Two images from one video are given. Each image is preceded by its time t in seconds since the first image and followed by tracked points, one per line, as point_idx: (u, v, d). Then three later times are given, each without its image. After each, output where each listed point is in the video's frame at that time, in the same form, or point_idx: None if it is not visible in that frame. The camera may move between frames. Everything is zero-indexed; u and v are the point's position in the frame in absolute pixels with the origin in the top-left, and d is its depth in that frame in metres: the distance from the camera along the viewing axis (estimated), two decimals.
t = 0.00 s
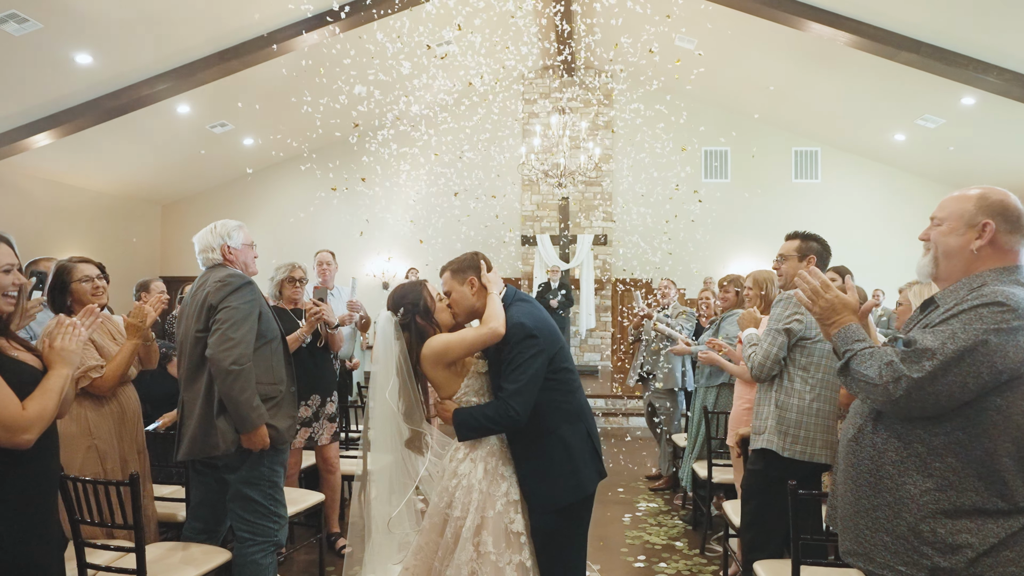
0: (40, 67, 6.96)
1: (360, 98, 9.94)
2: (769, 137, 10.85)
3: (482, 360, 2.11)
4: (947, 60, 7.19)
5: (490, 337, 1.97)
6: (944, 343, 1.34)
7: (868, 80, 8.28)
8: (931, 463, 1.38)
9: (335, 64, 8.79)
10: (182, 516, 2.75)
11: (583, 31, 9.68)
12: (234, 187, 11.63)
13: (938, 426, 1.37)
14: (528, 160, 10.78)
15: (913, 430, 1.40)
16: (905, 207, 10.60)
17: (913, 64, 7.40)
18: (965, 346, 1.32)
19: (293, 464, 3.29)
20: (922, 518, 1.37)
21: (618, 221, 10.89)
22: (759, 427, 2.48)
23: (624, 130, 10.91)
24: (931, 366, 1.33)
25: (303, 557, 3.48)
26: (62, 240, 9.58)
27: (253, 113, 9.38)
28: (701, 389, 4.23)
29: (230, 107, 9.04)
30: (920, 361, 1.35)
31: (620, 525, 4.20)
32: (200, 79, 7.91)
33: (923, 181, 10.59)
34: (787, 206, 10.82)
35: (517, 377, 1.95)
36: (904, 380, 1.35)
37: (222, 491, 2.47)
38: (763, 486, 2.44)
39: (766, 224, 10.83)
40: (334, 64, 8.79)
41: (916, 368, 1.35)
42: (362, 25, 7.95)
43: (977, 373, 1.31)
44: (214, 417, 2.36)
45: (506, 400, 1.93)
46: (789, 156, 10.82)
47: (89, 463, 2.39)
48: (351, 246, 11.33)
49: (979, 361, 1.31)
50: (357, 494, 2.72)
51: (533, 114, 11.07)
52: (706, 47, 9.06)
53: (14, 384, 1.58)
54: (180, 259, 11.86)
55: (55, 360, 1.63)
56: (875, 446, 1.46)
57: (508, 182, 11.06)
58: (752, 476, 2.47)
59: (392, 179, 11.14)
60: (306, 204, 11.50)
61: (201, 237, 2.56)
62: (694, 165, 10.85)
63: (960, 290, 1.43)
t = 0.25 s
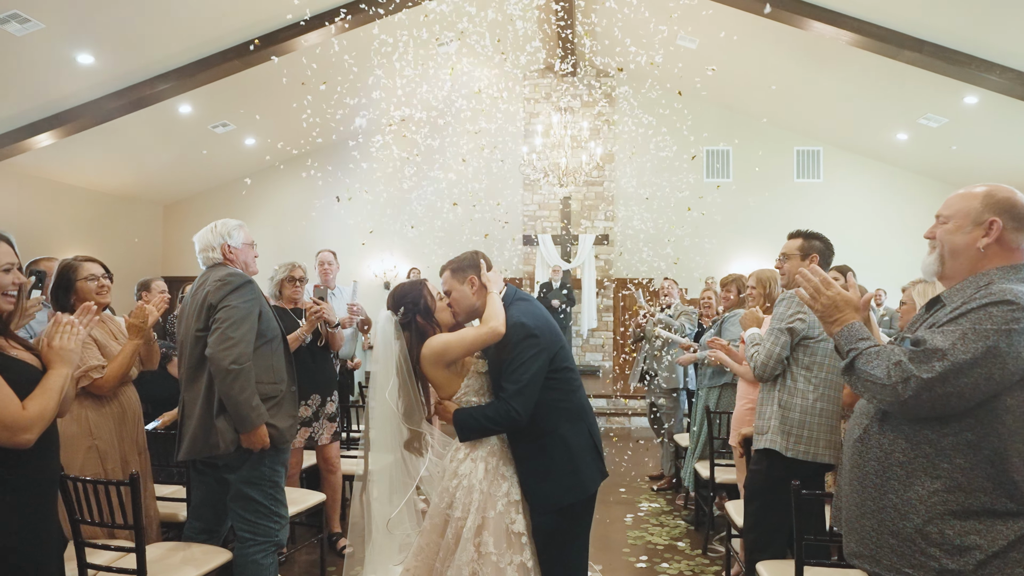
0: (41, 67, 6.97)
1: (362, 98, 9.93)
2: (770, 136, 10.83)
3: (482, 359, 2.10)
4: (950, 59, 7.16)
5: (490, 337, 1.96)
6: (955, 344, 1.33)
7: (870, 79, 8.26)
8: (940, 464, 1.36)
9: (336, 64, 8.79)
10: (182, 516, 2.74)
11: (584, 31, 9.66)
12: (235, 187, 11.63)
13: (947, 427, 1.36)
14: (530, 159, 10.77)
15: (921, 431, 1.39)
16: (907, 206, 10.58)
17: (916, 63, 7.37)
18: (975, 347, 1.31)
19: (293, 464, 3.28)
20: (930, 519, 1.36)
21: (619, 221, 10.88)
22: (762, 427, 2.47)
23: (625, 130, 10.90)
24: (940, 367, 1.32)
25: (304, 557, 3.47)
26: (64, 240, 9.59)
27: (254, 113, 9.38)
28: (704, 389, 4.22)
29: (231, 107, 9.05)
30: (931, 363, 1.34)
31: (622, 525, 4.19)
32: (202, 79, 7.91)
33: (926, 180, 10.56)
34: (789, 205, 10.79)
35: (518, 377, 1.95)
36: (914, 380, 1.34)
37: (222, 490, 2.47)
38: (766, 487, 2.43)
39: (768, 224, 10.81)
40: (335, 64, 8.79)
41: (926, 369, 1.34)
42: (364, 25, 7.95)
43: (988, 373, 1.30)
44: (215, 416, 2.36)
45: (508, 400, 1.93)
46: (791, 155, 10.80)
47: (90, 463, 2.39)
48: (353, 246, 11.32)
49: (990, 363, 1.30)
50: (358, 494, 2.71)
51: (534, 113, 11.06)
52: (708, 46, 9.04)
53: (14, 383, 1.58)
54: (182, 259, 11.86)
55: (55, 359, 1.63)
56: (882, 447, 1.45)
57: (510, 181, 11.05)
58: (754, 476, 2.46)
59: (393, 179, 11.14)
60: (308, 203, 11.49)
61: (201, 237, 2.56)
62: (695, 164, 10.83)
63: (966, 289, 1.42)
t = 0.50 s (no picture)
0: (42, 67, 6.96)
1: (363, 98, 9.93)
2: (772, 136, 10.81)
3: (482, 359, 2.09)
4: (953, 58, 7.14)
5: (491, 336, 1.95)
6: (961, 344, 1.32)
7: (872, 78, 8.24)
8: (946, 464, 1.35)
9: (337, 63, 8.78)
10: (182, 516, 2.73)
11: (585, 30, 9.65)
12: (236, 187, 11.63)
13: (953, 427, 1.35)
14: (531, 159, 10.76)
15: (927, 431, 1.38)
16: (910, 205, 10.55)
17: (918, 61, 7.35)
18: (983, 347, 1.30)
19: (294, 464, 3.27)
20: (935, 520, 1.35)
21: (620, 221, 10.87)
22: (765, 427, 2.46)
23: (627, 130, 10.89)
24: (947, 367, 1.31)
25: (305, 557, 3.46)
26: (65, 240, 9.60)
27: (255, 113, 9.37)
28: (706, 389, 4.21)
29: (233, 107, 9.05)
30: (937, 362, 1.33)
31: (624, 525, 4.18)
32: (203, 79, 7.90)
33: (928, 180, 10.54)
34: (791, 205, 10.77)
35: (520, 377, 1.94)
36: (921, 380, 1.33)
37: (222, 490, 2.46)
38: (769, 487, 2.42)
39: (770, 223, 10.79)
40: (336, 64, 8.78)
41: (932, 369, 1.32)
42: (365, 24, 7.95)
43: (995, 373, 1.29)
44: (215, 416, 2.35)
45: (510, 400, 1.92)
46: (793, 155, 10.77)
47: (90, 463, 2.38)
48: (354, 246, 11.31)
49: (997, 363, 1.29)
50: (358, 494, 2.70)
51: (536, 113, 11.05)
52: (709, 45, 9.02)
53: (13, 383, 1.57)
54: (183, 259, 11.86)
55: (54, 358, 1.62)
56: (887, 447, 1.44)
57: (511, 181, 11.04)
58: (757, 476, 2.45)
59: (395, 178, 11.14)
60: (309, 203, 11.49)
61: (201, 235, 2.55)
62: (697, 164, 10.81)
63: (973, 287, 1.41)
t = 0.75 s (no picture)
0: (44, 66, 6.96)
1: (364, 98, 9.92)
2: (773, 135, 10.80)
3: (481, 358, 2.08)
4: (955, 57, 7.13)
5: (490, 335, 1.94)
6: (966, 342, 1.31)
7: (875, 77, 8.21)
8: (950, 464, 1.34)
9: (338, 63, 8.78)
10: (182, 515, 2.73)
11: (587, 30, 9.64)
12: (237, 188, 11.63)
13: (957, 426, 1.34)
14: (532, 159, 10.75)
15: (931, 430, 1.37)
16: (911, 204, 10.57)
17: (919, 61, 7.34)
18: (987, 345, 1.29)
19: (295, 464, 3.27)
20: (940, 520, 1.34)
21: (622, 220, 10.87)
22: (767, 427, 2.44)
23: (628, 129, 10.88)
24: (951, 366, 1.30)
25: (305, 557, 3.46)
26: (66, 240, 9.60)
27: (257, 112, 9.37)
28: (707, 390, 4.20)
29: (234, 107, 9.05)
30: (940, 361, 1.32)
31: (625, 525, 4.17)
32: (204, 78, 7.90)
33: (930, 179, 10.52)
34: (792, 205, 10.76)
35: (521, 376, 1.93)
36: (924, 379, 1.31)
37: (222, 489, 2.45)
38: (771, 486, 2.41)
39: (772, 223, 10.77)
40: (337, 63, 8.77)
41: (936, 368, 1.31)
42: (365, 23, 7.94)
43: (1000, 371, 1.28)
44: (213, 415, 2.34)
45: (511, 399, 1.91)
46: (794, 154, 10.75)
47: (88, 462, 2.37)
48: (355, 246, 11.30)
49: (1002, 362, 1.28)
50: (358, 493, 2.70)
51: (537, 113, 11.03)
52: (710, 45, 9.01)
53: (11, 381, 1.56)
54: (184, 259, 11.87)
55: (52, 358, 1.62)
56: (890, 446, 1.43)
57: (512, 181, 11.03)
58: (759, 476, 2.44)
59: (395, 178, 11.14)
60: (310, 203, 11.48)
61: (200, 234, 2.54)
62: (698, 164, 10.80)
63: (978, 285, 1.39)
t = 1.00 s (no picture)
0: (44, 66, 6.96)
1: (365, 97, 9.91)
2: (775, 135, 10.78)
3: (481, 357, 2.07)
4: (956, 57, 7.12)
5: (490, 334, 1.93)
6: (968, 339, 1.29)
7: (876, 77, 8.19)
8: (954, 463, 1.33)
9: (339, 63, 8.77)
10: (182, 515, 2.72)
11: (588, 30, 9.63)
12: (237, 187, 11.63)
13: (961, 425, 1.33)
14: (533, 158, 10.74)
15: (934, 429, 1.36)
16: (912, 204, 10.56)
17: (921, 60, 7.33)
18: (990, 342, 1.28)
19: (295, 463, 3.26)
20: (945, 520, 1.33)
21: (623, 220, 10.86)
22: (769, 427, 2.43)
23: (629, 129, 10.87)
24: (952, 362, 1.29)
25: (305, 557, 3.45)
26: (67, 240, 9.60)
27: (257, 112, 9.37)
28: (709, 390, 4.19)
29: (234, 107, 9.04)
30: (942, 357, 1.31)
31: (625, 525, 4.16)
32: (204, 78, 7.90)
33: (931, 179, 10.52)
34: (793, 205, 10.75)
35: (520, 375, 1.92)
36: (926, 376, 1.31)
37: (222, 489, 2.44)
38: (773, 487, 2.39)
39: (773, 223, 10.75)
40: (338, 63, 8.76)
41: (937, 365, 1.30)
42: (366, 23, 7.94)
43: (1003, 369, 1.27)
44: (212, 415, 2.33)
45: (510, 398, 1.90)
46: (795, 154, 10.74)
47: (87, 463, 2.36)
48: (355, 246, 11.30)
49: (1005, 359, 1.27)
50: (358, 493, 2.69)
51: (538, 113, 11.03)
52: (711, 44, 9.00)
53: (10, 381, 1.56)
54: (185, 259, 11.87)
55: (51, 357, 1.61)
56: (893, 444, 1.42)
57: (513, 181, 11.02)
58: (761, 477, 2.43)
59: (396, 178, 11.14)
60: (310, 202, 11.48)
61: (200, 233, 2.53)
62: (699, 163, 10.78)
63: (982, 283, 1.38)
